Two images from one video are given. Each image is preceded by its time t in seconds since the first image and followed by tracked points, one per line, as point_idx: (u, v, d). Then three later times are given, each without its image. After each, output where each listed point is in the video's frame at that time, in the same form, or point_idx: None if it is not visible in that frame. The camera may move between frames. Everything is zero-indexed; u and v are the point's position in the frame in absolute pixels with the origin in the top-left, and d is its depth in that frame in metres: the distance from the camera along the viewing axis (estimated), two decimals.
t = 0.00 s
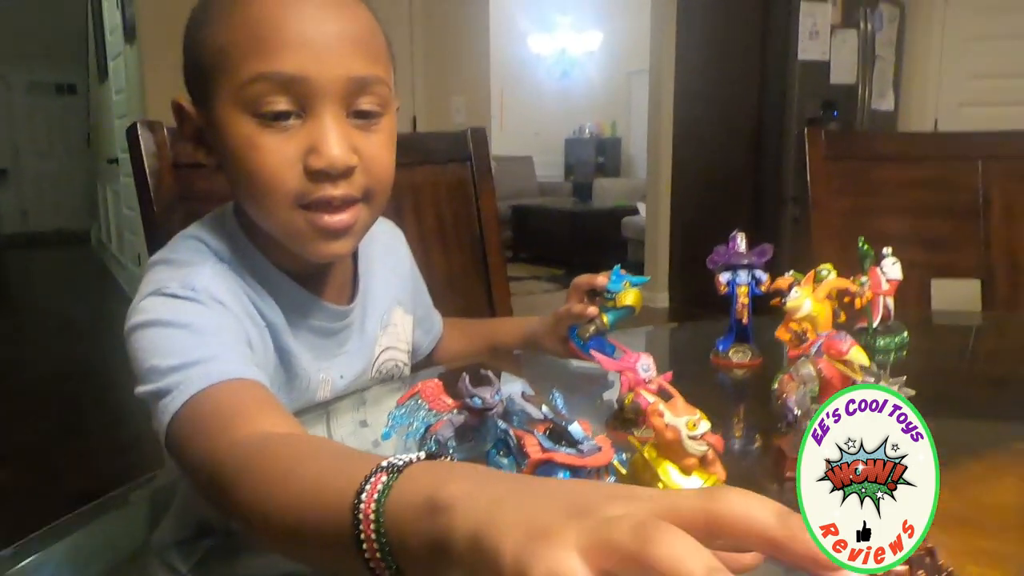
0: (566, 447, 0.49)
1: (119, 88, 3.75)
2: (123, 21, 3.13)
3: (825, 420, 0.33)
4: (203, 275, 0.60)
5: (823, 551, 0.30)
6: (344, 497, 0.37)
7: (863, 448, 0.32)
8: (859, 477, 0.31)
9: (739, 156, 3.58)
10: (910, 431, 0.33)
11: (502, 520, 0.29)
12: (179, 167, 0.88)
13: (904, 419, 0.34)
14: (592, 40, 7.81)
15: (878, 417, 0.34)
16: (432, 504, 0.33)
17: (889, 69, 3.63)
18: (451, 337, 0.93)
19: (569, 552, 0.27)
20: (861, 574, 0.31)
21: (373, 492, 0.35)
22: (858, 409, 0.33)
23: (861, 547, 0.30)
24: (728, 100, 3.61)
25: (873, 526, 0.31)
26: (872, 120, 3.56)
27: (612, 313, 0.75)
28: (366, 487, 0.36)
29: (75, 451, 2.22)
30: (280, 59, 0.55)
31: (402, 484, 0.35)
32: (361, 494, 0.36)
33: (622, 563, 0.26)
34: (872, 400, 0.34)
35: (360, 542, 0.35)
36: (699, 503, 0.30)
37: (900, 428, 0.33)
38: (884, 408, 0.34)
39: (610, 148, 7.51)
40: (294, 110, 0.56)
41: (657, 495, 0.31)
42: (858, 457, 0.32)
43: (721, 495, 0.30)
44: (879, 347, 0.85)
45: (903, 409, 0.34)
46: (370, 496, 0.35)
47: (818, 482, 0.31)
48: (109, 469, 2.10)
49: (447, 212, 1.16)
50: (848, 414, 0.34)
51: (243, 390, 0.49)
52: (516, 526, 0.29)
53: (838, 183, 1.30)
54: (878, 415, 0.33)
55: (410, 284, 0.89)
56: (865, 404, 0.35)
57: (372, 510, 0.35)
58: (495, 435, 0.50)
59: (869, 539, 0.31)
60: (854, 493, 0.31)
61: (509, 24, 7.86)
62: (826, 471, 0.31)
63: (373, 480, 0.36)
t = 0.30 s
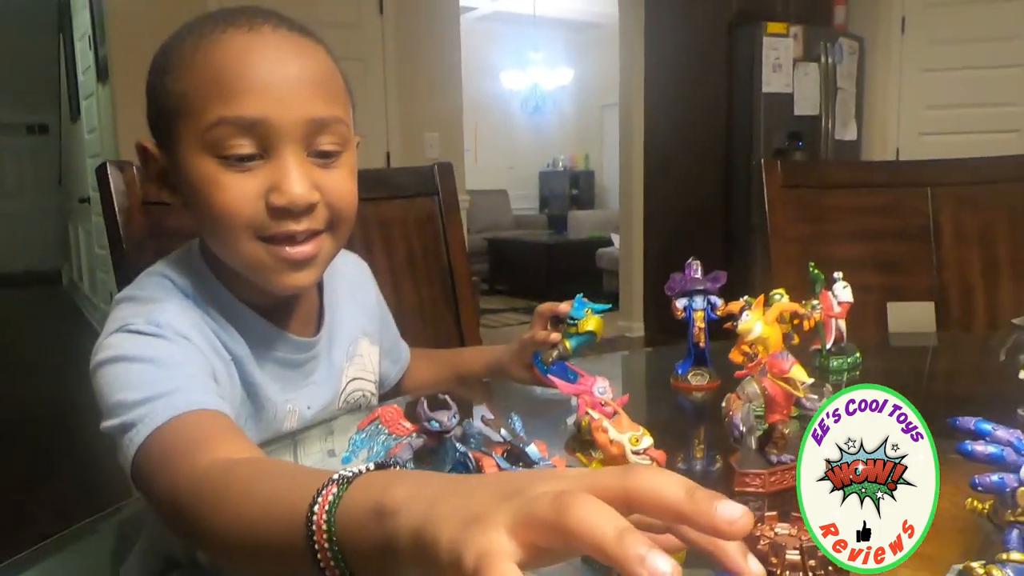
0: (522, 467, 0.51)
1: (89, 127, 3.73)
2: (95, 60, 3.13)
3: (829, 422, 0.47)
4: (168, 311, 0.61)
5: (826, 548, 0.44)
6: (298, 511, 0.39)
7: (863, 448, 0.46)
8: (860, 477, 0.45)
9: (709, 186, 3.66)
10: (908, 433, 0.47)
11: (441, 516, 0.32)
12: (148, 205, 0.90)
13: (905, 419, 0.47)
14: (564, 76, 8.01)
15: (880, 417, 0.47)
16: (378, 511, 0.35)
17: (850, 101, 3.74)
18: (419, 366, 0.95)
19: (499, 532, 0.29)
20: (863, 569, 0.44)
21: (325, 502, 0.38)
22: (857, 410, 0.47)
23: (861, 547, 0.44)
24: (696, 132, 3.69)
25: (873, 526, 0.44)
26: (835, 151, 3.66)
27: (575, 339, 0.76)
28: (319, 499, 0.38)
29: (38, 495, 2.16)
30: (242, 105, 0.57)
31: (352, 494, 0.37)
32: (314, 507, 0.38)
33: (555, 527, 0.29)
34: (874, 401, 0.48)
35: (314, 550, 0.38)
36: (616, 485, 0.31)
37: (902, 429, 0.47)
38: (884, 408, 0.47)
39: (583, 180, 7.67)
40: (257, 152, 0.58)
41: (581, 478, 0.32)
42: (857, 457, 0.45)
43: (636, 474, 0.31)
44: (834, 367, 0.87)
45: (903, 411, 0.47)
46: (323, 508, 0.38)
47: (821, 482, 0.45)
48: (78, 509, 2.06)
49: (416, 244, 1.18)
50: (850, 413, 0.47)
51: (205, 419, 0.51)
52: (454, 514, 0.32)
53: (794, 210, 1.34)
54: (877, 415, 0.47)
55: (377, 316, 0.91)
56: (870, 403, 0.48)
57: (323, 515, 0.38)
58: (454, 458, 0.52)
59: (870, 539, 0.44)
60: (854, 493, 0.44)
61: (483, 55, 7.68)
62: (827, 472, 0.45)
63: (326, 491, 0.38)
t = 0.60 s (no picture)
0: (526, 476, 0.50)
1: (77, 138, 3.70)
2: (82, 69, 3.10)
3: (829, 422, 0.47)
4: (158, 321, 0.60)
5: (826, 548, 0.43)
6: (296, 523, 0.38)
7: (864, 448, 0.45)
8: (860, 477, 0.44)
9: (699, 189, 3.66)
10: (908, 432, 0.46)
11: (447, 533, 0.30)
12: (137, 212, 0.89)
13: (905, 419, 0.46)
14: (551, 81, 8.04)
15: (881, 416, 0.47)
16: (379, 523, 0.34)
17: (838, 105, 3.77)
18: (414, 374, 0.94)
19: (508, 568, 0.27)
20: (863, 570, 0.43)
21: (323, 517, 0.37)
22: (857, 410, 0.46)
23: (862, 547, 0.43)
24: (684, 136, 3.70)
25: (873, 526, 0.43)
26: (823, 154, 3.68)
27: (574, 344, 0.75)
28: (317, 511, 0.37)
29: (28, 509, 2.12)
30: (234, 110, 0.56)
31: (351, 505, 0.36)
32: (313, 520, 0.37)
33: (603, 561, 0.28)
34: (874, 401, 0.47)
35: (312, 562, 0.36)
36: (686, 537, 0.30)
37: (902, 429, 0.46)
38: (884, 408, 0.47)
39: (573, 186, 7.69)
40: (251, 159, 0.57)
41: (640, 519, 0.31)
42: (857, 457, 0.45)
43: (706, 532, 0.30)
44: (833, 369, 0.87)
45: (903, 411, 0.46)
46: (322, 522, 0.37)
47: (821, 482, 0.45)
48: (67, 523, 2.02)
49: (409, 250, 1.17)
50: (850, 413, 0.47)
51: (199, 431, 0.49)
52: (460, 536, 0.30)
53: (787, 212, 1.34)
54: (877, 415, 0.46)
55: (372, 324, 0.90)
56: (871, 404, 0.47)
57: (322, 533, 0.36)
58: (456, 468, 0.51)
59: (870, 539, 0.43)
60: (854, 493, 0.44)
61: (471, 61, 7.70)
62: (827, 471, 0.45)
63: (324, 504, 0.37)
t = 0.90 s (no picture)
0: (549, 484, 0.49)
1: (84, 135, 3.69)
2: (89, 66, 3.09)
3: (829, 421, 0.47)
4: (169, 323, 0.59)
5: (826, 548, 0.45)
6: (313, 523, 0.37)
7: (863, 448, 0.47)
8: (860, 477, 0.46)
9: (706, 190, 3.64)
10: (908, 432, 0.47)
11: (476, 526, 0.29)
12: (148, 211, 0.88)
13: (905, 419, 0.48)
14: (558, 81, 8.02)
15: (881, 417, 0.48)
16: (401, 518, 0.33)
17: (846, 106, 3.75)
18: (428, 376, 0.93)
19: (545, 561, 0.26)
20: (864, 569, 0.45)
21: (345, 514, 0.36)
22: (858, 410, 0.47)
23: (861, 547, 0.45)
24: (692, 137, 3.68)
25: (873, 526, 0.45)
26: (831, 155, 3.66)
27: (593, 346, 0.74)
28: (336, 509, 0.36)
29: (32, 507, 2.11)
30: (256, 117, 0.55)
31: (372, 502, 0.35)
32: (331, 520, 0.36)
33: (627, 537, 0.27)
34: (874, 401, 0.48)
35: (333, 561, 0.35)
36: (713, 518, 0.30)
37: (902, 429, 0.47)
38: (884, 408, 0.48)
39: (579, 185, 7.67)
40: (273, 170, 0.56)
41: (667, 499, 0.30)
42: (857, 457, 0.46)
43: (740, 518, 0.30)
44: (852, 374, 0.86)
45: (903, 411, 0.48)
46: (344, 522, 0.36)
47: (821, 482, 0.46)
48: (73, 520, 2.01)
49: (420, 251, 1.16)
50: (850, 413, 0.48)
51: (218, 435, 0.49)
52: (490, 528, 0.28)
53: (801, 213, 1.33)
54: (878, 415, 0.47)
55: (385, 327, 0.89)
56: (871, 404, 0.49)
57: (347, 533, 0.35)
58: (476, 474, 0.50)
59: (870, 539, 0.45)
60: (854, 493, 0.45)
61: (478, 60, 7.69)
62: (827, 471, 0.46)
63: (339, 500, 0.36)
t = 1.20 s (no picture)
0: (553, 481, 0.49)
1: (93, 132, 3.70)
2: (99, 64, 3.10)
3: (828, 421, 0.48)
4: (182, 317, 0.61)
5: (826, 547, 0.46)
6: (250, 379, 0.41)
7: (864, 448, 0.47)
8: (860, 477, 0.47)
9: (713, 190, 3.63)
10: (908, 432, 0.47)
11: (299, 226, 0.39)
12: (156, 208, 0.88)
13: (905, 419, 0.48)
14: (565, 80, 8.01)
15: (880, 417, 0.48)
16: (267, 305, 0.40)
17: (855, 107, 3.73)
18: (435, 375, 0.93)
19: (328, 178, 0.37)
20: (864, 569, 0.46)
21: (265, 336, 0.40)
22: (857, 410, 0.48)
23: (861, 547, 0.46)
24: (699, 136, 3.67)
25: (873, 526, 0.46)
26: (840, 156, 3.64)
27: (599, 346, 0.73)
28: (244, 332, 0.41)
29: (41, 502, 2.12)
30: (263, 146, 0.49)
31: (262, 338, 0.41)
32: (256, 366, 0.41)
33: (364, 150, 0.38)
34: (874, 401, 0.48)
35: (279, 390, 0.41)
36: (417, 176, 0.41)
37: (901, 429, 0.48)
38: (884, 409, 0.48)
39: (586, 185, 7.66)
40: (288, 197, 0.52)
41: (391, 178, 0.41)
42: (857, 457, 0.47)
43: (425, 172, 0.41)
44: (858, 375, 0.85)
45: (903, 411, 0.48)
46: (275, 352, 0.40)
47: (821, 482, 0.47)
48: (78, 515, 2.02)
49: (428, 249, 1.16)
50: (850, 412, 0.48)
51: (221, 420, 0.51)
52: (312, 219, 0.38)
53: (810, 215, 1.32)
54: (878, 415, 0.48)
55: (393, 325, 0.91)
56: (871, 403, 0.49)
57: (276, 345, 0.40)
58: (481, 472, 0.50)
59: (869, 539, 0.46)
60: (854, 493, 0.46)
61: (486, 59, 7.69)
62: (827, 471, 0.47)
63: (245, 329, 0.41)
